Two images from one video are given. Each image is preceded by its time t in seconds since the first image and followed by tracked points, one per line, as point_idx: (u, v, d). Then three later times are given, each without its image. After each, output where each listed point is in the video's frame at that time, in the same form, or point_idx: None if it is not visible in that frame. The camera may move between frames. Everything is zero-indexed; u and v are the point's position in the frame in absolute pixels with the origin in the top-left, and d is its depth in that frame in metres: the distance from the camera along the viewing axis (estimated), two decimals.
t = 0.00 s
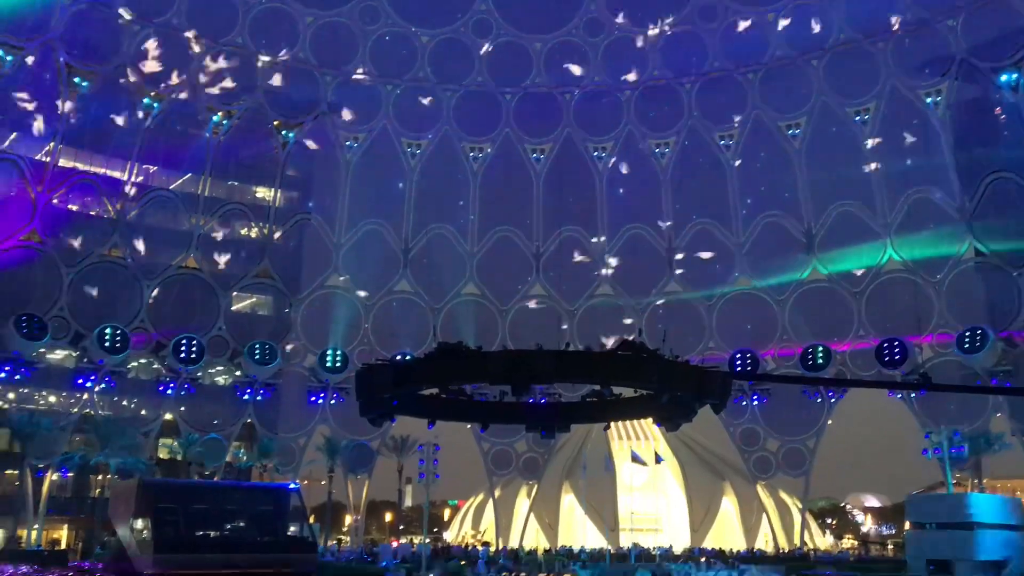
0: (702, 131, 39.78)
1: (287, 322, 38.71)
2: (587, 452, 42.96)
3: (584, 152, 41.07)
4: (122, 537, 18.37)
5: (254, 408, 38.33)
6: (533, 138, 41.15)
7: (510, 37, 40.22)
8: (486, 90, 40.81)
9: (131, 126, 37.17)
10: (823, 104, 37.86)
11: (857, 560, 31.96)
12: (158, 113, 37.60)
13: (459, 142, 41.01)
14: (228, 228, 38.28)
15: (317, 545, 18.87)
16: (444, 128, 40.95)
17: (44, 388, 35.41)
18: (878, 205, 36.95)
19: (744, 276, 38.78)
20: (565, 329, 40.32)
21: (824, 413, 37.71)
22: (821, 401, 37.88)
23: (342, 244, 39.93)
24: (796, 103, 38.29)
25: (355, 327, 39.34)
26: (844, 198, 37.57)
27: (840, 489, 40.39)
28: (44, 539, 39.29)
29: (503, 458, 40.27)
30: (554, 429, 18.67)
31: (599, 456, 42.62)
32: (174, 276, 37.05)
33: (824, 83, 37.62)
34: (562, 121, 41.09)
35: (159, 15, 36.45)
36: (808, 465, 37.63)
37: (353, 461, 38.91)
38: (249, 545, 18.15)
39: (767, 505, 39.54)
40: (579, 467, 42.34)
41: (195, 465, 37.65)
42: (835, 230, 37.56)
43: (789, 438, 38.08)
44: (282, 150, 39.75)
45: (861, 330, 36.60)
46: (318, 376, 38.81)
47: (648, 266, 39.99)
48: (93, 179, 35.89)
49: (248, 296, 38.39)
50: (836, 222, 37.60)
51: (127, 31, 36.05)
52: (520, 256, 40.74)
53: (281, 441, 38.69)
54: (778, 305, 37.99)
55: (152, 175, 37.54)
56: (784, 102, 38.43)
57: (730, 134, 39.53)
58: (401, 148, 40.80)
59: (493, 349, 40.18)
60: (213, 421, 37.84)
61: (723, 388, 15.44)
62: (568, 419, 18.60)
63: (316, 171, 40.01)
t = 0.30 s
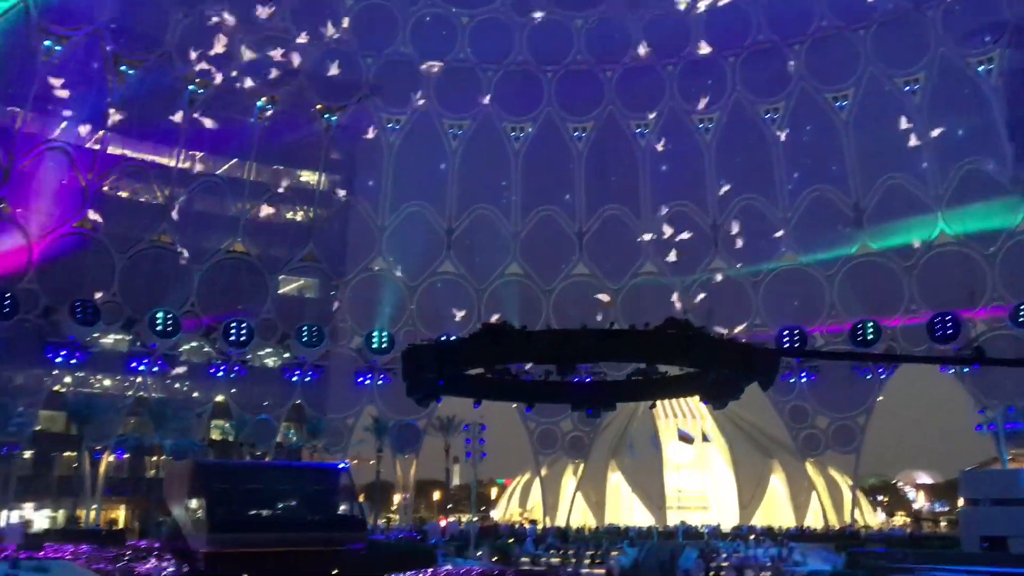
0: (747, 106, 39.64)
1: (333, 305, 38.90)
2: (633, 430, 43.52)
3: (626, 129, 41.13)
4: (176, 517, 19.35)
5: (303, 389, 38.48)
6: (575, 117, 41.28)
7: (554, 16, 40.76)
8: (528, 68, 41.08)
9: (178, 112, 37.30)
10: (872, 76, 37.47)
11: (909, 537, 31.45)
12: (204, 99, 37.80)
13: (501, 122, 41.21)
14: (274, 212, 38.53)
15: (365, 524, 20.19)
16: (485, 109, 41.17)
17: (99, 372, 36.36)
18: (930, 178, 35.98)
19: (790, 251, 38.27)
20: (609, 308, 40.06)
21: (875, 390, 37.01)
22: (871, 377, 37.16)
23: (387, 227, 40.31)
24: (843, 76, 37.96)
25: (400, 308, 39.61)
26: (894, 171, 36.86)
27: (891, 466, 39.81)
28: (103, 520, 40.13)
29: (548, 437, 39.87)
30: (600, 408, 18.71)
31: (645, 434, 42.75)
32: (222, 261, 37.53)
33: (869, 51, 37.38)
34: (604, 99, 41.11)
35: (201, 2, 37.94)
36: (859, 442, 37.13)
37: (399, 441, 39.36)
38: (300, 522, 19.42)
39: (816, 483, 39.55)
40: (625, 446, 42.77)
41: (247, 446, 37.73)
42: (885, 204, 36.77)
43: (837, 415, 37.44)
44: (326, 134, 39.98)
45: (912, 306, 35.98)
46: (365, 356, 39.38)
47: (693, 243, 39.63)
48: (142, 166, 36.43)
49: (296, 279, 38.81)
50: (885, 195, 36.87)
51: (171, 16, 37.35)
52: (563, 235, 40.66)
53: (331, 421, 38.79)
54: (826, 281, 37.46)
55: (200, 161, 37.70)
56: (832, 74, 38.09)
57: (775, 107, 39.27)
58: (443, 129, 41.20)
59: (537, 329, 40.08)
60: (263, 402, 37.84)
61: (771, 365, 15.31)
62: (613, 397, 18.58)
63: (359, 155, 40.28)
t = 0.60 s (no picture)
0: (819, 74, 38.92)
1: (400, 283, 39.36)
2: (704, 405, 42.93)
3: (692, 100, 40.67)
4: (254, 491, 20.76)
5: (371, 366, 38.61)
6: (639, 88, 40.96)
7: None
8: (590, 41, 41.32)
9: (245, 95, 38.03)
10: (947, 38, 36.37)
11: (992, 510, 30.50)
12: (271, 81, 38.52)
13: (564, 96, 41.15)
14: (341, 193, 39.42)
15: (436, 498, 21.96)
16: (548, 83, 41.23)
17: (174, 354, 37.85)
18: (1010, 142, 34.89)
19: (863, 221, 37.22)
20: (676, 283, 39.52)
21: (952, 361, 36.73)
22: (949, 347, 36.85)
23: (452, 204, 40.52)
24: (916, 37, 37.05)
25: (466, 286, 39.61)
26: (969, 136, 35.66)
27: (973, 439, 38.27)
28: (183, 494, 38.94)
29: (616, 412, 40.93)
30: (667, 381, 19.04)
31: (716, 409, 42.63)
32: (293, 241, 38.18)
33: (943, 14, 36.57)
34: (668, 70, 40.88)
35: None
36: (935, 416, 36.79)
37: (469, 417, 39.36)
38: (371, 496, 21.09)
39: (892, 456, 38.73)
40: (695, 421, 42.72)
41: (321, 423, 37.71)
42: (963, 170, 35.61)
43: (914, 386, 36.88)
44: (390, 112, 40.17)
45: (992, 274, 34.75)
46: (433, 334, 38.91)
47: (762, 214, 38.91)
48: (214, 149, 37.17)
49: (365, 258, 39.31)
50: (963, 160, 35.67)
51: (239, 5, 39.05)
52: (627, 209, 40.19)
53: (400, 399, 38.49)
54: (901, 251, 36.34)
55: (267, 144, 38.46)
56: (904, 36, 37.27)
57: (846, 73, 38.45)
58: (506, 105, 41.11)
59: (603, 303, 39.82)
60: (334, 379, 38.10)
61: (845, 337, 14.92)
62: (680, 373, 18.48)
63: (422, 133, 40.38)
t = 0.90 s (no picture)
0: (899, 42, 38.16)
1: (472, 265, 39.56)
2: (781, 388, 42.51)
3: (765, 74, 39.76)
4: (334, 471, 21.28)
5: (446, 349, 38.54)
6: (710, 64, 40.36)
7: None
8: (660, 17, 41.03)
9: (319, 83, 38.66)
10: None
11: None
12: (343, 68, 39.02)
13: (634, 74, 40.80)
14: (412, 176, 39.39)
15: (512, 480, 22.09)
16: (617, 61, 40.90)
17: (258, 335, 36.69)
18: None
19: (946, 195, 36.48)
20: (751, 261, 38.98)
21: None
22: None
23: (522, 185, 40.64)
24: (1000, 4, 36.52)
25: (538, 267, 39.96)
26: None
27: None
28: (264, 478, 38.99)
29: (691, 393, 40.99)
30: (742, 363, 19.24)
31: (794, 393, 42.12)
32: (366, 226, 38.57)
33: None
34: (741, 44, 40.13)
35: None
36: None
37: (542, 397, 38.85)
38: (447, 476, 21.24)
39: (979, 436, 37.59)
40: (772, 400, 42.03)
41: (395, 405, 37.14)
42: None
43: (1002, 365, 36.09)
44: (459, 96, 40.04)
45: None
46: (506, 315, 39.24)
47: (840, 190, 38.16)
48: (290, 138, 37.92)
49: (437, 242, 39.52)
50: None
51: None
52: (700, 186, 39.70)
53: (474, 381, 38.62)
54: (987, 225, 35.37)
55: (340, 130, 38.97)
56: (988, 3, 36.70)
57: (927, 41, 37.79)
58: (574, 85, 40.94)
59: (676, 284, 39.48)
60: (408, 362, 38.00)
61: (921, 314, 15.55)
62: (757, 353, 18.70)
63: (491, 115, 40.34)
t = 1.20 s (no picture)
0: (964, 17, 37.25)
1: (530, 254, 39.35)
2: (845, 375, 41.85)
3: (828, 55, 39.02)
4: (396, 459, 21.58)
5: (504, 337, 38.40)
6: (771, 45, 39.59)
7: None
8: None
9: (376, 73, 39.03)
10: None
11: None
12: (399, 58, 39.17)
13: (692, 58, 40.06)
14: (468, 165, 39.59)
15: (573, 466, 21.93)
16: (674, 45, 40.14)
17: (319, 326, 39.28)
18: None
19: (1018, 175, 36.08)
20: (814, 246, 38.49)
21: None
22: None
23: (578, 172, 40.25)
24: None
25: (596, 255, 39.60)
26: None
27: None
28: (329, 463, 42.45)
29: (753, 380, 39.45)
30: (806, 348, 18.12)
31: (859, 379, 41.71)
32: (423, 216, 38.93)
33: None
34: (801, 24, 39.47)
35: None
36: None
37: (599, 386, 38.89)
38: (509, 464, 21.22)
39: None
40: (836, 389, 41.48)
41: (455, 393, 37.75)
42: None
43: None
44: (517, 83, 39.92)
45: None
46: (564, 303, 38.96)
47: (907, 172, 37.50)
48: (348, 129, 38.25)
49: (493, 231, 39.60)
50: None
51: None
52: (761, 171, 39.12)
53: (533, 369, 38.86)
54: None
55: (395, 120, 39.33)
56: None
57: (996, 18, 36.91)
58: (631, 70, 40.31)
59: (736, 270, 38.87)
60: (468, 350, 38.03)
61: (1000, 300, 13.92)
62: (819, 339, 17.87)
63: (547, 103, 40.16)
